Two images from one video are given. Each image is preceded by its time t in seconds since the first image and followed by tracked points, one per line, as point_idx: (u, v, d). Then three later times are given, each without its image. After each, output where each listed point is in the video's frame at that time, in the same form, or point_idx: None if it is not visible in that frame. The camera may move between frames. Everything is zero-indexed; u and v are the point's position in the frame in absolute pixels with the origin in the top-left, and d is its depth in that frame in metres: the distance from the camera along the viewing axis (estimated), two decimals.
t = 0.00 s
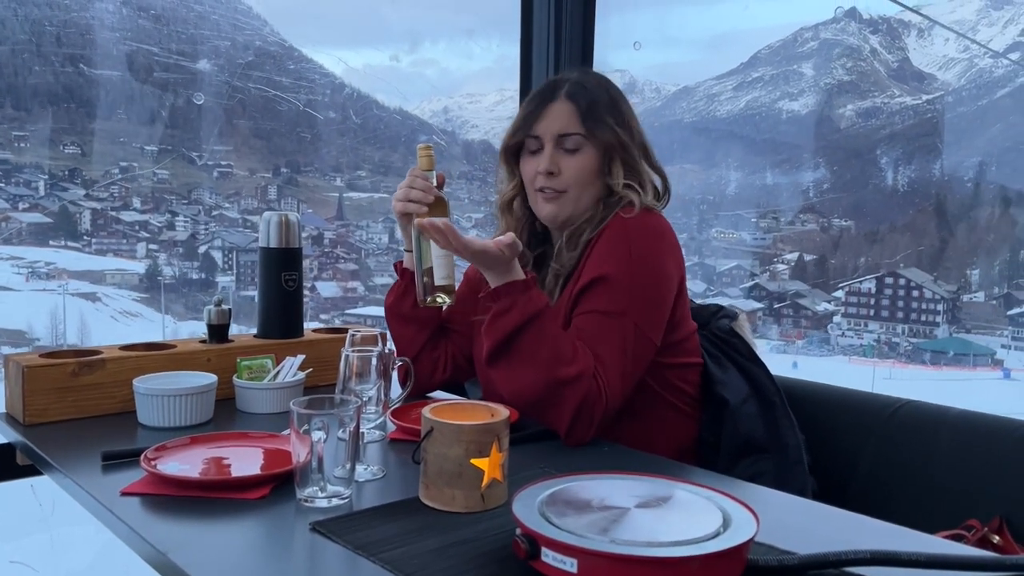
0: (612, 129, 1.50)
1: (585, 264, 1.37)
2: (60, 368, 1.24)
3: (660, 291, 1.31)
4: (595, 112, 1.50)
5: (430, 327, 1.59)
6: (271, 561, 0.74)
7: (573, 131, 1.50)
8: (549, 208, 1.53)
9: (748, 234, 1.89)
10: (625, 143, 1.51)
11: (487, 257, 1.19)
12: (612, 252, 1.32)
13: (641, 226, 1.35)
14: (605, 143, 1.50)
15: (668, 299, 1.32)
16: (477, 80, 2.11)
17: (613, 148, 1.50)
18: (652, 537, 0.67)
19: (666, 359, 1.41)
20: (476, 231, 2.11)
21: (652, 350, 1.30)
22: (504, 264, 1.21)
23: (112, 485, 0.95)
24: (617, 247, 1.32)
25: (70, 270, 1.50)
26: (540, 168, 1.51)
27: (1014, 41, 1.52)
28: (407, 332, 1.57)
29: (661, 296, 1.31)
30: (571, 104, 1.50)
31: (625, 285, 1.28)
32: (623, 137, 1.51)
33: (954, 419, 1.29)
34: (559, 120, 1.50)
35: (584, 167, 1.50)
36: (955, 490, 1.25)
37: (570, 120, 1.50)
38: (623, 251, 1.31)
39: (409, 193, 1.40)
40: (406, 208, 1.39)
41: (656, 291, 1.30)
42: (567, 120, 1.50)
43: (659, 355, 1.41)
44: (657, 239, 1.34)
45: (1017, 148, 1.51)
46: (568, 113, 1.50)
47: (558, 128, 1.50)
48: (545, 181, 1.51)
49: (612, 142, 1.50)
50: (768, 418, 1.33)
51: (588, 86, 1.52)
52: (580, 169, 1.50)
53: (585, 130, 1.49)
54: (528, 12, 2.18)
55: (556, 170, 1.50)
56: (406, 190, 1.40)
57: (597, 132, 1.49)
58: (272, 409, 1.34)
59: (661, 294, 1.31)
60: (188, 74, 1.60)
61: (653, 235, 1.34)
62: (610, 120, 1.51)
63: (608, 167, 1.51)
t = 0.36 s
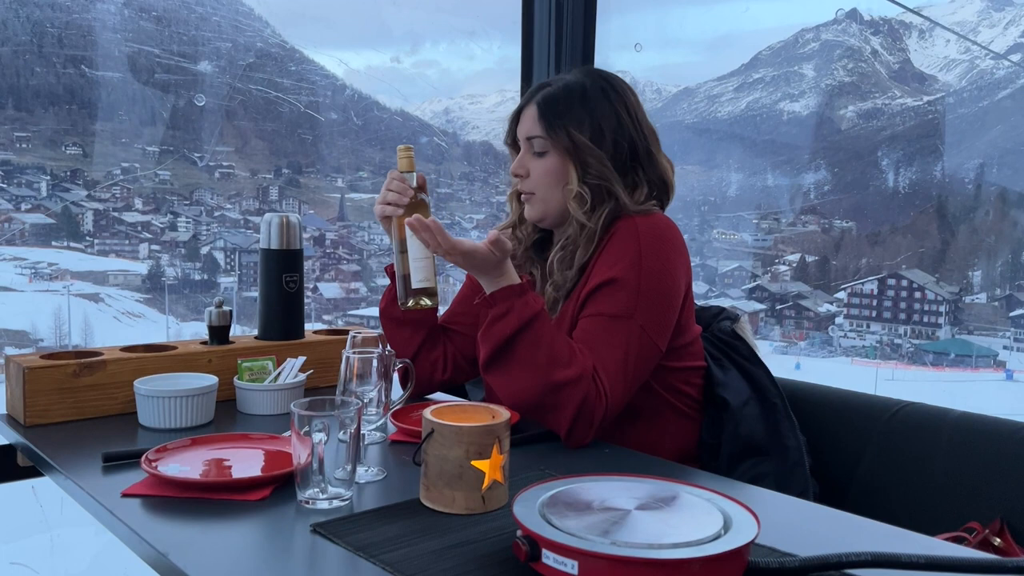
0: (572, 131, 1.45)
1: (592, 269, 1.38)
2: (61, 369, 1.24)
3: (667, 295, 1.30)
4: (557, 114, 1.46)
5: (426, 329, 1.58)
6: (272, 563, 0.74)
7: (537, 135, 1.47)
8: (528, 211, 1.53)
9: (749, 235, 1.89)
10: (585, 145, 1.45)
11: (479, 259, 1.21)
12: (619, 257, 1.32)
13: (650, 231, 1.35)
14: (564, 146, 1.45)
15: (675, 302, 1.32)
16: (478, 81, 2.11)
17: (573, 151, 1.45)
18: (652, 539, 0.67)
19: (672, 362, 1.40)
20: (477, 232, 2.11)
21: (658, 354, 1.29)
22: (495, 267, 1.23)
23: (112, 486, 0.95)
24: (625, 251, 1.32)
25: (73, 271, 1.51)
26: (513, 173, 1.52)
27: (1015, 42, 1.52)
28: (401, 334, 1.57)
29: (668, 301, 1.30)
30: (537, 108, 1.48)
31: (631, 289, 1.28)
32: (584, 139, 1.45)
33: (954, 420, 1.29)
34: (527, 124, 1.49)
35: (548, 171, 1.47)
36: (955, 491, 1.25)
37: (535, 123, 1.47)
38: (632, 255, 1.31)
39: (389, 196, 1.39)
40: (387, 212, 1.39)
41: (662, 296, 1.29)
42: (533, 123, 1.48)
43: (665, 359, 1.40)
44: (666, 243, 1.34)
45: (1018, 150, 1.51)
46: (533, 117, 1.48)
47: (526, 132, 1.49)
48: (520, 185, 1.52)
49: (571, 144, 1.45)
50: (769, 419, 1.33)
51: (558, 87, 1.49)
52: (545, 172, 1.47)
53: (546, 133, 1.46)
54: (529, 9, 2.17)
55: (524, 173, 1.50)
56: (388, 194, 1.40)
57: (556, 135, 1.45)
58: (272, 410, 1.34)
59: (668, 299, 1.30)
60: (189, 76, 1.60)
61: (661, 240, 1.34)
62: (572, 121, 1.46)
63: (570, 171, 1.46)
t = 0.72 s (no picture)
0: (576, 133, 1.45)
1: (592, 270, 1.38)
2: (63, 369, 1.24)
3: (667, 295, 1.30)
4: (561, 115, 1.46)
5: (422, 329, 1.58)
6: (273, 562, 0.74)
7: (541, 135, 1.47)
8: (529, 212, 1.52)
9: (751, 235, 1.89)
10: (588, 147, 1.45)
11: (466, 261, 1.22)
12: (619, 256, 1.32)
13: (651, 230, 1.35)
14: (569, 147, 1.45)
15: (677, 300, 1.31)
16: (479, 81, 2.12)
17: (577, 152, 1.45)
18: (655, 538, 0.67)
19: (675, 362, 1.40)
20: (479, 232, 2.11)
21: (659, 353, 1.29)
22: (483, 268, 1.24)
23: (114, 485, 0.95)
24: (625, 250, 1.32)
25: (76, 271, 1.51)
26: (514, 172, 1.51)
27: (1017, 43, 1.52)
28: (398, 334, 1.57)
29: (668, 300, 1.30)
30: (541, 107, 1.47)
31: (631, 287, 1.27)
32: (587, 140, 1.45)
33: (957, 421, 1.29)
34: (531, 124, 1.48)
35: (552, 171, 1.46)
36: (958, 491, 1.25)
37: (538, 123, 1.47)
38: (632, 254, 1.31)
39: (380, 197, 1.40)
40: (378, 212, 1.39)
41: (663, 295, 1.29)
42: (537, 123, 1.48)
43: (668, 358, 1.40)
44: (666, 243, 1.34)
45: (1019, 150, 1.51)
46: (537, 116, 1.48)
47: (530, 132, 1.48)
48: (523, 185, 1.51)
49: (575, 146, 1.45)
50: (771, 419, 1.33)
51: (562, 87, 1.48)
52: (548, 173, 1.47)
53: (551, 133, 1.45)
54: (529, 14, 2.19)
55: (528, 173, 1.49)
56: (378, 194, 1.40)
57: (560, 136, 1.45)
58: (274, 410, 1.34)
59: (668, 299, 1.30)
60: (191, 76, 1.61)
61: (662, 239, 1.34)
62: (577, 122, 1.46)
63: (573, 172, 1.46)
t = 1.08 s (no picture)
0: (602, 126, 1.47)
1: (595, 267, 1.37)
2: (63, 368, 1.24)
3: (669, 295, 1.30)
4: (584, 112, 1.47)
5: (424, 328, 1.59)
6: (273, 562, 0.74)
7: (564, 133, 1.48)
8: (551, 212, 1.51)
9: (753, 235, 1.89)
10: (616, 140, 1.47)
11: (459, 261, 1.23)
12: (624, 255, 1.32)
13: (654, 230, 1.35)
14: (597, 141, 1.47)
15: (678, 300, 1.31)
16: (481, 81, 2.12)
17: (604, 147, 1.47)
18: (655, 538, 0.67)
19: (676, 362, 1.40)
20: (481, 232, 2.11)
21: (660, 352, 1.29)
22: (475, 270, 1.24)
23: (114, 484, 0.95)
24: (629, 250, 1.32)
25: (80, 271, 1.51)
26: (535, 173, 1.50)
27: (1018, 42, 1.52)
28: (399, 334, 1.58)
29: (670, 300, 1.30)
30: (561, 106, 1.49)
31: (633, 286, 1.27)
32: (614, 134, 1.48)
33: (958, 421, 1.28)
34: (551, 123, 1.49)
35: (579, 167, 1.48)
36: (958, 491, 1.25)
37: (561, 121, 1.48)
38: (635, 254, 1.31)
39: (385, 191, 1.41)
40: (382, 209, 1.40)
41: (665, 295, 1.29)
42: (557, 122, 1.49)
43: (669, 359, 1.40)
44: (670, 243, 1.34)
45: (1021, 149, 1.51)
46: (558, 115, 1.49)
47: (551, 131, 1.49)
48: (543, 185, 1.50)
49: (604, 140, 1.47)
50: (771, 418, 1.33)
51: (579, 86, 1.50)
52: (576, 169, 1.48)
53: (576, 130, 1.47)
54: (530, 13, 2.19)
55: (551, 172, 1.49)
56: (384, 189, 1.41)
57: (587, 130, 1.47)
58: (275, 409, 1.34)
59: (670, 298, 1.29)
60: (192, 75, 1.61)
61: (665, 239, 1.33)
62: (600, 118, 1.48)
63: (603, 165, 1.48)
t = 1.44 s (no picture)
0: (568, 133, 1.45)
1: (601, 268, 1.38)
2: (65, 368, 1.24)
3: (675, 298, 1.30)
4: (556, 115, 1.46)
5: (418, 328, 1.58)
6: (274, 561, 0.74)
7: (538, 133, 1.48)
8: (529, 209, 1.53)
9: (754, 234, 1.89)
10: (580, 149, 1.44)
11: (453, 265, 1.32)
12: (631, 256, 1.32)
13: (662, 233, 1.34)
14: (561, 147, 1.45)
15: (680, 302, 1.31)
16: (482, 80, 2.12)
17: (566, 154, 1.45)
18: (657, 538, 0.67)
19: (680, 363, 1.40)
20: (483, 232, 2.11)
21: (663, 355, 1.28)
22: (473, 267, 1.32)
23: (116, 484, 0.95)
24: (637, 251, 1.32)
25: (83, 271, 1.51)
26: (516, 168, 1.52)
27: (1020, 41, 1.52)
28: (394, 337, 1.57)
29: (676, 303, 1.30)
30: (541, 105, 1.48)
31: (639, 288, 1.27)
32: (579, 142, 1.45)
33: (960, 421, 1.28)
34: (531, 121, 1.50)
35: (548, 169, 1.46)
36: (960, 492, 1.24)
37: (537, 121, 1.48)
38: (643, 256, 1.31)
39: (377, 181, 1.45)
40: (378, 202, 1.42)
41: (671, 298, 1.29)
42: (535, 121, 1.49)
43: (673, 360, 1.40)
44: (678, 247, 1.33)
45: (1023, 149, 1.51)
46: (536, 114, 1.49)
47: (529, 130, 1.50)
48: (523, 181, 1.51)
49: (568, 147, 1.45)
50: (773, 419, 1.33)
51: (568, 86, 1.48)
52: (542, 172, 1.47)
53: (548, 132, 1.46)
54: (531, 13, 2.19)
55: (528, 169, 1.50)
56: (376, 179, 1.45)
57: (554, 136, 1.45)
58: (276, 408, 1.34)
59: (675, 302, 1.29)
60: (194, 74, 1.61)
61: (673, 243, 1.33)
62: (570, 123, 1.46)
63: (564, 174, 1.46)
